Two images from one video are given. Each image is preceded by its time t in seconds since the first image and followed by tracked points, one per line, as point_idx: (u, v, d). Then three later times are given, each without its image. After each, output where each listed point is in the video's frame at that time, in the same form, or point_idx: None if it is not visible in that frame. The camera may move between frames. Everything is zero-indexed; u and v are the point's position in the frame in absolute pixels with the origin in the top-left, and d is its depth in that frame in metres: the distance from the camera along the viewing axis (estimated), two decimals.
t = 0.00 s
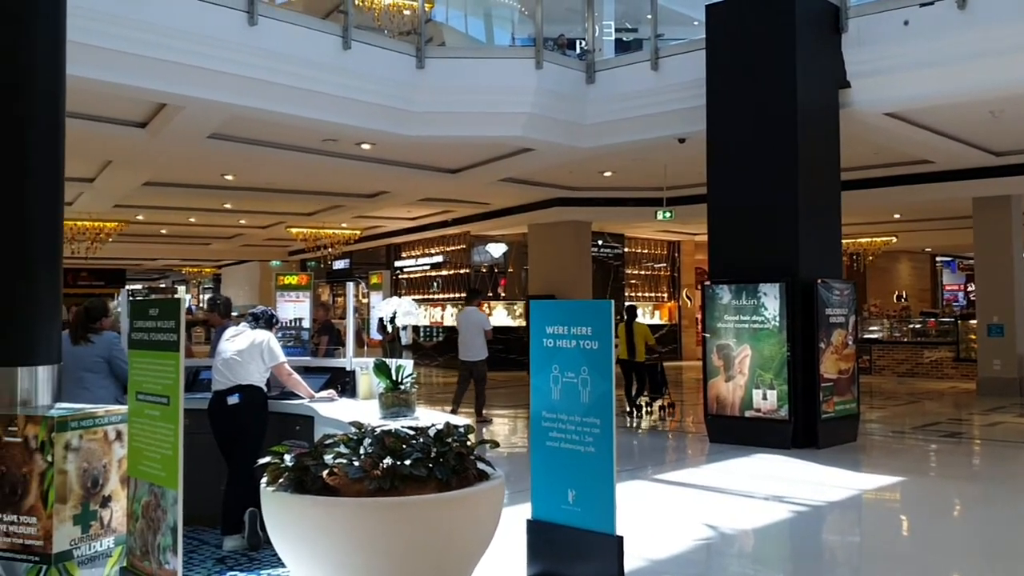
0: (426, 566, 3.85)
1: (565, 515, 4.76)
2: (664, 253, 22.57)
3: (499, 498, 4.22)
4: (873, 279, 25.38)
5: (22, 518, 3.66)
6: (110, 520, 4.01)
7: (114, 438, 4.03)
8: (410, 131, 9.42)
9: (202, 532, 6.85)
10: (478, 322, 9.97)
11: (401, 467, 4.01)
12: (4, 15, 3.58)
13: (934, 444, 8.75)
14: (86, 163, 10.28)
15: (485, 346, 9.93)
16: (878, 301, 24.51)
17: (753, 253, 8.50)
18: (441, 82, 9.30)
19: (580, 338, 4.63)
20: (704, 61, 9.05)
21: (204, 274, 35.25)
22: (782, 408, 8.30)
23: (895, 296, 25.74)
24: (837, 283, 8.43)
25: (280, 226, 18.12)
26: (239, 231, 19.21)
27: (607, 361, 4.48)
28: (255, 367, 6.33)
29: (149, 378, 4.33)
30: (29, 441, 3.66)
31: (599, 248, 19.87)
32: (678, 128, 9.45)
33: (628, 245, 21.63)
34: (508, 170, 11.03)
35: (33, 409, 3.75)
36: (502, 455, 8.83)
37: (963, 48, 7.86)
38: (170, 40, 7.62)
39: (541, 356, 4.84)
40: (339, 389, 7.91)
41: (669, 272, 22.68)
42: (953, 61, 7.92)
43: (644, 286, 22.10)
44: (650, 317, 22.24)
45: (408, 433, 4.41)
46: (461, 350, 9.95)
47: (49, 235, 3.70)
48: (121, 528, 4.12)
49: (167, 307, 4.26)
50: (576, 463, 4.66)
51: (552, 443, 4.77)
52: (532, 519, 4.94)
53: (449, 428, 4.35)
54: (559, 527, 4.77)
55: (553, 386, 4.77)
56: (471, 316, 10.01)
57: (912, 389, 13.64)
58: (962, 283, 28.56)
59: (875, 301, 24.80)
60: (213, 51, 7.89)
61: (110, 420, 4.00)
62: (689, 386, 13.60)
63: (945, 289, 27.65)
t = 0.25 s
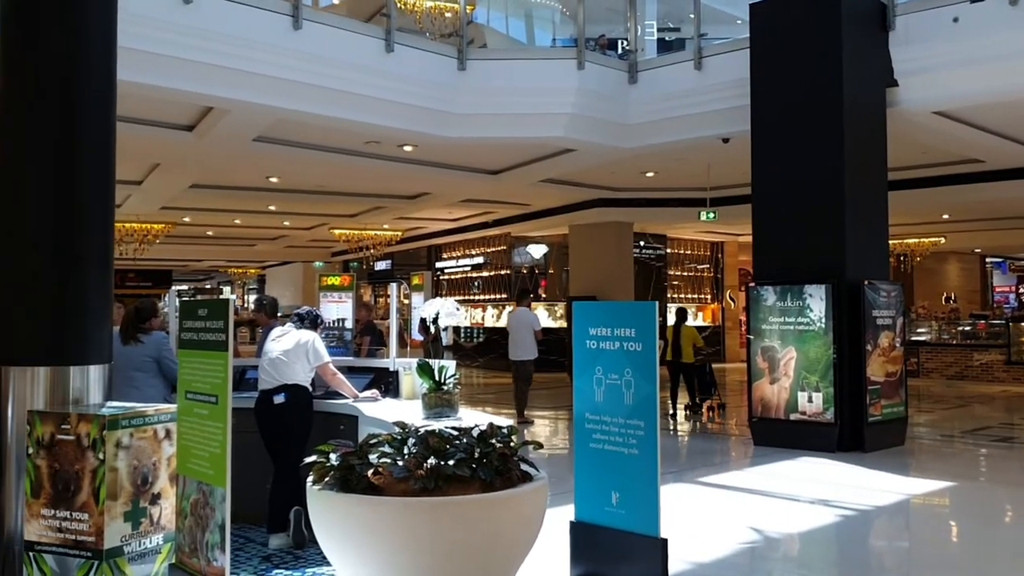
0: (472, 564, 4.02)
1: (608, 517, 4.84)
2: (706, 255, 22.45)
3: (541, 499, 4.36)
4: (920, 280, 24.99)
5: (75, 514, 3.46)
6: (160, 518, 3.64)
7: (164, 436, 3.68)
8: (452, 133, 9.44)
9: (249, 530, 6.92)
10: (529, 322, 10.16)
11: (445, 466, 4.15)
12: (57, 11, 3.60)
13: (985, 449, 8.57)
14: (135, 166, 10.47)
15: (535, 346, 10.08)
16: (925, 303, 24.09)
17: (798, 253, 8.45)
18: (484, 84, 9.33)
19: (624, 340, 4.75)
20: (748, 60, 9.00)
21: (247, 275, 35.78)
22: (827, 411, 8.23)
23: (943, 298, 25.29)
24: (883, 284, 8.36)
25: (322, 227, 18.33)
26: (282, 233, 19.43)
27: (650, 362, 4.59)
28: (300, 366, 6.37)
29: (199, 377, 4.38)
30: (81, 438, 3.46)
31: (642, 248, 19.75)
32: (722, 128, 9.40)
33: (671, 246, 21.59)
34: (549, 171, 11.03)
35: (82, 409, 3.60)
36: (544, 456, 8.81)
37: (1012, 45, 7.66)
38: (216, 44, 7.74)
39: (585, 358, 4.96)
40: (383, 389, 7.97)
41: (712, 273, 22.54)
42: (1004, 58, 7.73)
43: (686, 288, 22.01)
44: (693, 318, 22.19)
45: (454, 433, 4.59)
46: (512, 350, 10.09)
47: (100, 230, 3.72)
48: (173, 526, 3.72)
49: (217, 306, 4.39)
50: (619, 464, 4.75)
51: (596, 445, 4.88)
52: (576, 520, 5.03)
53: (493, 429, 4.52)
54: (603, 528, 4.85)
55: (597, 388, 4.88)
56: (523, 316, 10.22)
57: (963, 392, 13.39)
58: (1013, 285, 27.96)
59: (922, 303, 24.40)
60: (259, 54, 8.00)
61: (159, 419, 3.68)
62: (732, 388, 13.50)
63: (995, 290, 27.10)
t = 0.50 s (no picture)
0: (496, 565, 4.06)
1: (633, 520, 4.84)
2: (730, 256, 22.53)
3: (566, 501, 4.36)
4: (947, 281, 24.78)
5: (103, 514, 3.55)
6: (188, 518, 3.71)
7: (192, 437, 3.76)
8: (475, 134, 9.45)
9: (274, 531, 6.95)
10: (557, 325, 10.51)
11: (469, 468, 4.18)
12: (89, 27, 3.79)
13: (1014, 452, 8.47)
14: (161, 169, 10.57)
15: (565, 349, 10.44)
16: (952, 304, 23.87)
17: (824, 254, 8.41)
18: (506, 85, 9.34)
19: (648, 342, 4.75)
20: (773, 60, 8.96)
21: (270, 276, 36.01)
22: (853, 413, 8.17)
23: (970, 299, 25.05)
24: (910, 285, 8.31)
25: (345, 229, 18.43)
26: (305, 235, 19.54)
27: (676, 364, 4.60)
28: (325, 368, 6.40)
29: (225, 379, 4.40)
30: (109, 439, 3.57)
31: (664, 249, 19.77)
32: (745, 129, 9.36)
33: (695, 247, 21.62)
34: (571, 172, 11.02)
35: (110, 409, 3.74)
36: (568, 458, 8.80)
37: None
38: (240, 48, 7.80)
39: (608, 360, 4.97)
40: (406, 391, 7.99)
41: (736, 275, 22.64)
42: None
43: (709, 289, 22.04)
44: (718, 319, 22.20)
45: (478, 434, 4.59)
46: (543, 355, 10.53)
47: (127, 237, 3.86)
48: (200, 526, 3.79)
49: (243, 309, 4.38)
50: (644, 466, 4.76)
51: (620, 447, 4.89)
52: (600, 523, 5.02)
53: (517, 430, 4.54)
54: (628, 531, 4.84)
55: (620, 390, 4.88)
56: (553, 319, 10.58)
57: (991, 394, 13.26)
58: None
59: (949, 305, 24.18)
60: (282, 58, 8.05)
61: (186, 420, 3.75)
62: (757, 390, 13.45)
63: None
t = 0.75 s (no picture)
0: (522, 565, 4.06)
1: (657, 520, 4.83)
2: (752, 256, 22.52)
3: (590, 502, 4.36)
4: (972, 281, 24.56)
5: (129, 514, 3.68)
6: (212, 518, 3.88)
7: (214, 437, 3.89)
8: (496, 135, 9.46)
9: (298, 530, 6.98)
10: (586, 324, 10.62)
11: (493, 469, 4.19)
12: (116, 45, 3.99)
13: None
14: (185, 171, 10.66)
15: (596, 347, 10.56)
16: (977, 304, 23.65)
17: (847, 254, 8.37)
18: (528, 86, 9.35)
19: (671, 342, 4.74)
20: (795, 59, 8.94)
21: (292, 277, 36.24)
22: (878, 414, 8.12)
23: (996, 300, 24.80)
24: (934, 285, 8.24)
25: (366, 230, 18.53)
26: (326, 236, 19.66)
27: (699, 365, 4.57)
28: (348, 368, 6.43)
29: (250, 378, 4.43)
30: (135, 439, 3.70)
31: (685, 250, 19.52)
32: (768, 128, 9.33)
33: (717, 247, 21.58)
34: (593, 173, 11.01)
35: (137, 409, 3.91)
36: (591, 458, 8.78)
37: None
38: (263, 49, 7.85)
39: (631, 361, 4.95)
40: (428, 391, 7.99)
41: (758, 275, 22.64)
42: None
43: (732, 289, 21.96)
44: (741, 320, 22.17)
45: (501, 434, 4.59)
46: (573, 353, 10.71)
47: (151, 244, 4.06)
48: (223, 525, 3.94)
49: (268, 309, 4.36)
50: (668, 467, 4.75)
51: (643, 448, 4.88)
52: (623, 524, 5.02)
53: (540, 431, 4.53)
54: (652, 532, 4.83)
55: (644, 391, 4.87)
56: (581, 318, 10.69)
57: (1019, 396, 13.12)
58: None
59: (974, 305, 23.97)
60: (304, 59, 8.08)
61: (210, 420, 3.89)
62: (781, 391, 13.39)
63: None
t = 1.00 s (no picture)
0: (545, 565, 4.05)
1: (682, 521, 4.82)
2: (777, 256, 22.46)
3: (614, 502, 4.34)
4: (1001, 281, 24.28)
5: (157, 512, 3.89)
6: (239, 517, 4.10)
7: (241, 437, 4.12)
8: (519, 135, 9.44)
9: (323, 529, 7.00)
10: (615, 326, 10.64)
11: (517, 469, 4.19)
12: (142, 67, 4.22)
13: None
14: (210, 172, 10.75)
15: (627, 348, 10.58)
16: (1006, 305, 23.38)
17: (874, 254, 8.34)
18: (550, 86, 9.34)
19: (696, 343, 4.71)
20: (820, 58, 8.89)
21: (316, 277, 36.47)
22: (904, 415, 8.06)
23: None
24: (962, 285, 8.16)
25: (389, 232, 18.62)
26: (349, 237, 19.77)
27: (724, 366, 4.54)
28: (373, 368, 6.45)
29: (275, 378, 4.45)
30: (162, 438, 3.91)
31: (709, 251, 19.43)
32: (792, 128, 9.28)
33: (741, 247, 21.51)
34: (616, 173, 10.99)
35: (164, 409, 4.12)
36: (616, 459, 8.75)
37: None
38: (286, 51, 7.89)
39: (655, 362, 4.93)
40: (451, 391, 7.98)
41: (783, 276, 22.60)
42: None
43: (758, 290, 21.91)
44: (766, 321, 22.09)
45: (525, 434, 4.59)
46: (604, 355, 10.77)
47: (177, 250, 4.29)
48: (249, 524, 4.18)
49: (292, 309, 4.39)
50: (694, 468, 4.73)
51: (668, 449, 4.87)
52: (648, 525, 5.02)
53: (564, 431, 4.51)
54: (677, 533, 4.82)
55: (669, 392, 4.85)
56: (612, 320, 10.70)
57: None
58: None
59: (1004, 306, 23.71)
60: (326, 60, 8.12)
61: (237, 419, 4.12)
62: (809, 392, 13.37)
63: None
